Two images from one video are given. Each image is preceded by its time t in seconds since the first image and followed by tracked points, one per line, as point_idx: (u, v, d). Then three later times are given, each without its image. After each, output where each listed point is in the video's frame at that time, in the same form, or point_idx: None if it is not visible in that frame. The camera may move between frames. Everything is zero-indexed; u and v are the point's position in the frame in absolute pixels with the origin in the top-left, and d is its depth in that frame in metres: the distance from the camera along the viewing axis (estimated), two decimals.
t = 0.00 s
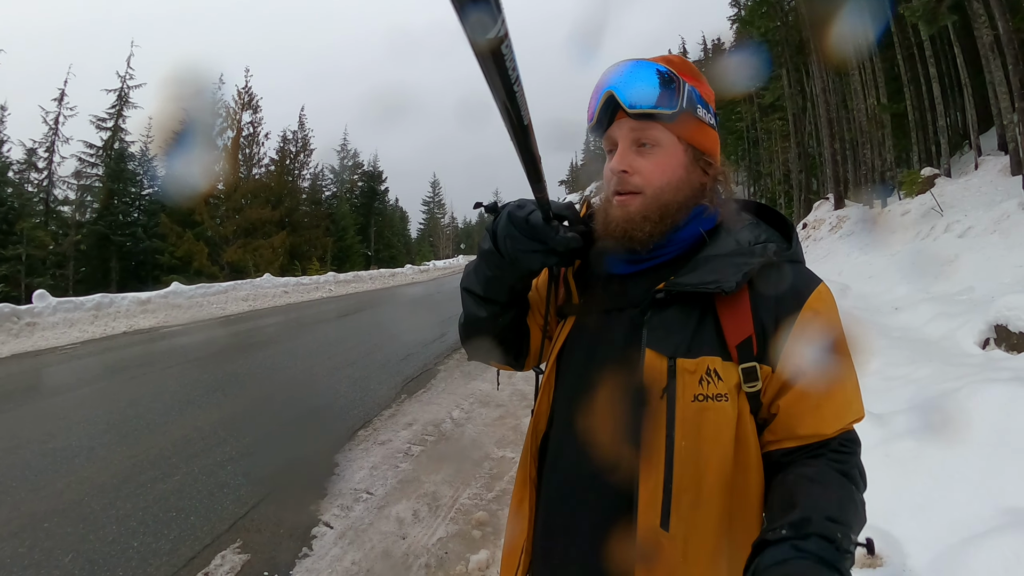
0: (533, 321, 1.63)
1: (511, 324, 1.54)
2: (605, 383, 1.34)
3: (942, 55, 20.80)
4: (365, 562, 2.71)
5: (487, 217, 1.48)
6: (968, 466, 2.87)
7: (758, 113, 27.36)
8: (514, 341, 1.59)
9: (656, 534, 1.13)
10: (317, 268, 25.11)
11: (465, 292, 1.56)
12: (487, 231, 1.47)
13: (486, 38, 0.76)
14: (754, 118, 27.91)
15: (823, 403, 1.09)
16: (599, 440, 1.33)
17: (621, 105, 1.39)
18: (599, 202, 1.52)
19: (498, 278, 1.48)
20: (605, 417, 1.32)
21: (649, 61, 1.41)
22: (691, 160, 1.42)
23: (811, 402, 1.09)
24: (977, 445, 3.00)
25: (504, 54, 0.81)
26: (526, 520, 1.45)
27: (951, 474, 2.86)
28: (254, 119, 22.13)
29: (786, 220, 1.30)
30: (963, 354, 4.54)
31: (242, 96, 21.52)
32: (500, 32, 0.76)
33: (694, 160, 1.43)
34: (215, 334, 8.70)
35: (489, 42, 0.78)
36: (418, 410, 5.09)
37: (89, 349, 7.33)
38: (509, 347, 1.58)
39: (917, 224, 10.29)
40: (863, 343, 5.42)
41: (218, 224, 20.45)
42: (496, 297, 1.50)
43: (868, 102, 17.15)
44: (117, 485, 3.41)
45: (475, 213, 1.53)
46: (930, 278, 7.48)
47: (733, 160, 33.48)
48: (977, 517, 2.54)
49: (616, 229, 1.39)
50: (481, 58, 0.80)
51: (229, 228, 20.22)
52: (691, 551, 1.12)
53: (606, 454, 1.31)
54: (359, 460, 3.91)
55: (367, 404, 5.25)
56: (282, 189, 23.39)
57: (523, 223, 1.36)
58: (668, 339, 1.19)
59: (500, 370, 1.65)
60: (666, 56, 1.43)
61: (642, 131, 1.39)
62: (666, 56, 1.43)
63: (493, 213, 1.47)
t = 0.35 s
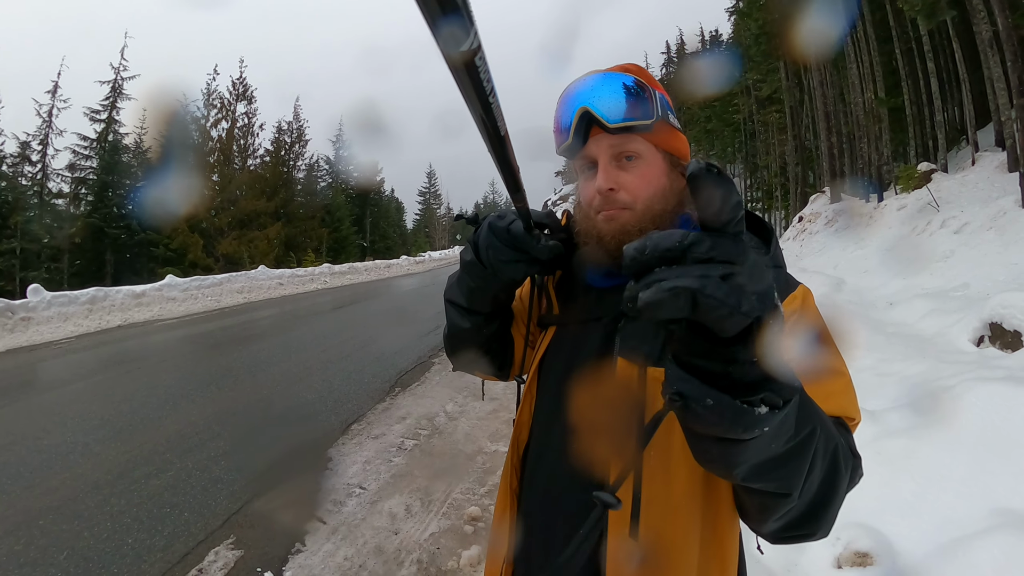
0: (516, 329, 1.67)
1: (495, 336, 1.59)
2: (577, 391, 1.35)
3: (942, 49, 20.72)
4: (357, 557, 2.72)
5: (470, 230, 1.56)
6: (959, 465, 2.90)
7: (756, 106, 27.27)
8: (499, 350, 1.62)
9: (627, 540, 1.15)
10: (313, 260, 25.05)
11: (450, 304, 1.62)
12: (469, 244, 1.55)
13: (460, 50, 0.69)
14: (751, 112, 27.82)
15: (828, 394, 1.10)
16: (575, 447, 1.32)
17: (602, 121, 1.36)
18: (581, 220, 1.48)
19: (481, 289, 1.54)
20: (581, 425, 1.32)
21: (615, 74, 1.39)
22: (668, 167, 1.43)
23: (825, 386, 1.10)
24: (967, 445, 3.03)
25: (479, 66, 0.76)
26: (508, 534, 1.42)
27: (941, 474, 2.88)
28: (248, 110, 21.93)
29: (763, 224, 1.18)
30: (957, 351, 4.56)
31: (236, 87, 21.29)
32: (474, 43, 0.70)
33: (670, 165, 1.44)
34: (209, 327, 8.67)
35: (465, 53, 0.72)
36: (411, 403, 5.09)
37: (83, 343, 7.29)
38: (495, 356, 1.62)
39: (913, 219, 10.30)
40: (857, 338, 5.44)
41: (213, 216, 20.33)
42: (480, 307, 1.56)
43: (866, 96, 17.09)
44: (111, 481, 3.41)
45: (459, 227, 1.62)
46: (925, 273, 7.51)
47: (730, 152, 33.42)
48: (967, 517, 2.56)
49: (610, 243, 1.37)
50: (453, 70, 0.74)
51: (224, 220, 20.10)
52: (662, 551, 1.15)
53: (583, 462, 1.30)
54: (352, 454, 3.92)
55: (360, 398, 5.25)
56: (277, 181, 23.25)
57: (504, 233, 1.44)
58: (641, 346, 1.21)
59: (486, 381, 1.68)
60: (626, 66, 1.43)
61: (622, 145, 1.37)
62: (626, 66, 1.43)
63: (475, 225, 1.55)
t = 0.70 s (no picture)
0: (521, 329, 1.67)
1: (499, 336, 1.59)
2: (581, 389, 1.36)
3: (931, 42, 20.82)
4: (350, 549, 2.72)
5: (470, 230, 1.56)
6: (945, 455, 2.97)
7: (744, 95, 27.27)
8: (503, 350, 1.63)
9: (634, 536, 1.14)
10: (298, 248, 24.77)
11: (453, 306, 1.61)
12: (470, 245, 1.55)
13: (465, 49, 0.69)
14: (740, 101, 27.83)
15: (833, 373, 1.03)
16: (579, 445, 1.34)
17: (590, 128, 1.36)
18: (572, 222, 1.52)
19: (484, 290, 1.54)
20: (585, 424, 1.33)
21: (600, 75, 1.38)
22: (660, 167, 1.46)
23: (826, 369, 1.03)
24: (950, 435, 3.10)
25: (484, 66, 0.76)
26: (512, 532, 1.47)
27: (928, 463, 2.95)
28: (232, 96, 21.51)
29: (766, 215, 1.25)
30: (943, 342, 4.63)
31: (220, 73, 20.84)
32: (478, 43, 0.70)
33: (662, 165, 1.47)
34: (194, 317, 8.57)
35: (469, 55, 0.72)
36: (400, 392, 5.09)
37: (67, 335, 7.17)
38: (498, 356, 1.62)
39: (900, 211, 10.41)
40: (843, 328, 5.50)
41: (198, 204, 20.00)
42: (482, 309, 1.56)
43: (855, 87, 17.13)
44: (99, 477, 3.37)
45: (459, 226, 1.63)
46: (911, 264, 7.61)
47: (717, 141, 33.46)
48: (954, 507, 2.63)
49: (606, 250, 1.38)
50: (458, 71, 0.73)
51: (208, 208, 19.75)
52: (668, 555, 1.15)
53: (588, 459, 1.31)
54: (341, 444, 3.92)
55: (347, 387, 5.23)
56: (263, 169, 22.88)
57: (505, 234, 1.44)
58: (646, 344, 1.21)
59: (492, 380, 1.69)
60: (608, 64, 1.41)
61: (611, 150, 1.39)
62: (609, 64, 1.41)
63: (476, 226, 1.56)
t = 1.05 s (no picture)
0: (530, 337, 1.69)
1: (508, 344, 1.61)
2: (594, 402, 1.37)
3: (913, 33, 21.03)
4: (343, 543, 2.73)
5: (476, 241, 1.57)
6: (923, 443, 3.07)
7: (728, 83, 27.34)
8: (513, 358, 1.66)
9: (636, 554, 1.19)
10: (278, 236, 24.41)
11: (462, 316, 1.63)
12: (477, 254, 1.55)
13: (461, 62, 0.75)
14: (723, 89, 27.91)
15: (824, 402, 1.11)
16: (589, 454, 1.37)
17: (596, 146, 1.37)
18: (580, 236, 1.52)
19: (491, 300, 1.55)
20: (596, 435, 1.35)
21: (602, 92, 1.39)
22: (667, 178, 1.48)
23: (818, 390, 1.11)
24: (928, 423, 3.20)
25: (480, 77, 0.82)
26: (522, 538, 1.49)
27: (907, 450, 3.04)
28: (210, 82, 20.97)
29: (768, 226, 1.31)
30: (922, 332, 4.75)
31: (197, 57, 20.27)
32: (473, 56, 0.76)
33: (669, 176, 1.49)
34: (175, 308, 8.44)
35: (465, 65, 0.78)
36: (386, 381, 5.08)
37: (45, 329, 7.01)
38: (509, 365, 1.65)
39: (880, 201, 10.57)
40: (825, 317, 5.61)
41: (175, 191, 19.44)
42: (491, 318, 1.57)
43: (838, 77, 17.24)
44: (87, 476, 3.33)
45: (466, 235, 1.63)
46: (891, 254, 7.76)
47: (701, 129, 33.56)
48: (933, 494, 2.73)
49: (616, 266, 1.40)
50: (456, 82, 0.80)
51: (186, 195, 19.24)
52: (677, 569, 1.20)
53: (599, 469, 1.34)
54: (330, 436, 3.91)
55: (332, 377, 5.20)
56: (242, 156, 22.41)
57: (511, 243, 1.45)
58: (664, 361, 1.22)
59: (501, 386, 1.72)
60: (606, 80, 1.43)
61: (617, 166, 1.40)
62: (607, 79, 1.43)
63: (483, 235, 1.56)
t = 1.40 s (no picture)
0: (532, 336, 1.70)
1: (511, 343, 1.62)
2: (599, 402, 1.39)
3: (899, 27, 21.16)
4: (338, 539, 2.73)
5: (479, 239, 1.57)
6: (908, 432, 3.13)
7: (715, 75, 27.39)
8: (515, 357, 1.67)
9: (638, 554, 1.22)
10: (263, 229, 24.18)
11: (464, 315, 1.64)
12: (480, 253, 1.55)
13: (464, 61, 0.76)
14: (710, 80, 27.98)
15: (819, 406, 1.15)
16: (594, 453, 1.38)
17: (613, 146, 1.38)
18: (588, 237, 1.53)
19: (494, 298, 1.55)
20: (602, 432, 1.37)
21: (618, 93, 1.41)
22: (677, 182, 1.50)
23: (814, 392, 1.15)
24: (911, 413, 3.28)
25: (482, 76, 0.83)
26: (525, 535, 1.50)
27: (893, 440, 3.10)
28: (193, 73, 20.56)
29: (772, 235, 1.34)
30: (905, 323, 4.83)
31: (179, 48, 19.84)
32: (477, 54, 0.77)
33: (679, 180, 1.51)
34: (161, 303, 8.33)
35: (469, 64, 0.79)
36: (374, 375, 5.07)
37: (29, 327, 6.89)
38: (511, 363, 1.66)
39: (865, 193, 10.69)
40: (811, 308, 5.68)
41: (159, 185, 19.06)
42: (494, 317, 1.58)
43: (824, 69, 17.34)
44: (77, 477, 3.29)
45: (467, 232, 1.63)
46: (875, 245, 7.87)
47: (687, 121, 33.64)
48: (919, 482, 2.79)
49: (626, 267, 1.41)
50: (458, 81, 0.81)
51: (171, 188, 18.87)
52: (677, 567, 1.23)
53: (603, 465, 1.36)
54: (320, 431, 3.89)
55: (321, 371, 5.17)
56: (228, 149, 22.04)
57: (515, 242, 1.46)
58: (670, 365, 1.23)
59: (503, 385, 1.73)
60: (622, 83, 1.45)
61: (632, 167, 1.42)
62: (623, 83, 1.45)
63: (485, 234, 1.56)
